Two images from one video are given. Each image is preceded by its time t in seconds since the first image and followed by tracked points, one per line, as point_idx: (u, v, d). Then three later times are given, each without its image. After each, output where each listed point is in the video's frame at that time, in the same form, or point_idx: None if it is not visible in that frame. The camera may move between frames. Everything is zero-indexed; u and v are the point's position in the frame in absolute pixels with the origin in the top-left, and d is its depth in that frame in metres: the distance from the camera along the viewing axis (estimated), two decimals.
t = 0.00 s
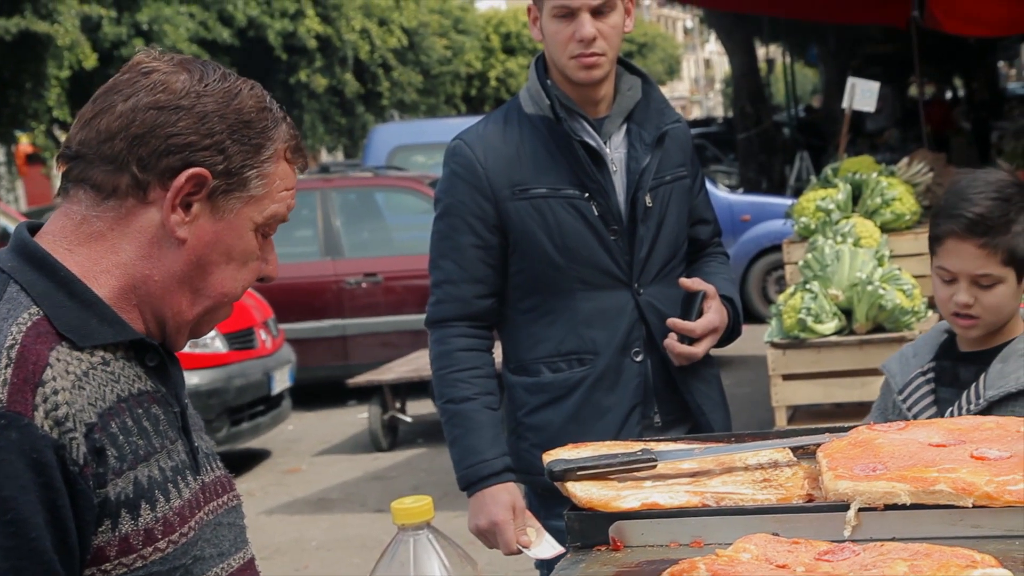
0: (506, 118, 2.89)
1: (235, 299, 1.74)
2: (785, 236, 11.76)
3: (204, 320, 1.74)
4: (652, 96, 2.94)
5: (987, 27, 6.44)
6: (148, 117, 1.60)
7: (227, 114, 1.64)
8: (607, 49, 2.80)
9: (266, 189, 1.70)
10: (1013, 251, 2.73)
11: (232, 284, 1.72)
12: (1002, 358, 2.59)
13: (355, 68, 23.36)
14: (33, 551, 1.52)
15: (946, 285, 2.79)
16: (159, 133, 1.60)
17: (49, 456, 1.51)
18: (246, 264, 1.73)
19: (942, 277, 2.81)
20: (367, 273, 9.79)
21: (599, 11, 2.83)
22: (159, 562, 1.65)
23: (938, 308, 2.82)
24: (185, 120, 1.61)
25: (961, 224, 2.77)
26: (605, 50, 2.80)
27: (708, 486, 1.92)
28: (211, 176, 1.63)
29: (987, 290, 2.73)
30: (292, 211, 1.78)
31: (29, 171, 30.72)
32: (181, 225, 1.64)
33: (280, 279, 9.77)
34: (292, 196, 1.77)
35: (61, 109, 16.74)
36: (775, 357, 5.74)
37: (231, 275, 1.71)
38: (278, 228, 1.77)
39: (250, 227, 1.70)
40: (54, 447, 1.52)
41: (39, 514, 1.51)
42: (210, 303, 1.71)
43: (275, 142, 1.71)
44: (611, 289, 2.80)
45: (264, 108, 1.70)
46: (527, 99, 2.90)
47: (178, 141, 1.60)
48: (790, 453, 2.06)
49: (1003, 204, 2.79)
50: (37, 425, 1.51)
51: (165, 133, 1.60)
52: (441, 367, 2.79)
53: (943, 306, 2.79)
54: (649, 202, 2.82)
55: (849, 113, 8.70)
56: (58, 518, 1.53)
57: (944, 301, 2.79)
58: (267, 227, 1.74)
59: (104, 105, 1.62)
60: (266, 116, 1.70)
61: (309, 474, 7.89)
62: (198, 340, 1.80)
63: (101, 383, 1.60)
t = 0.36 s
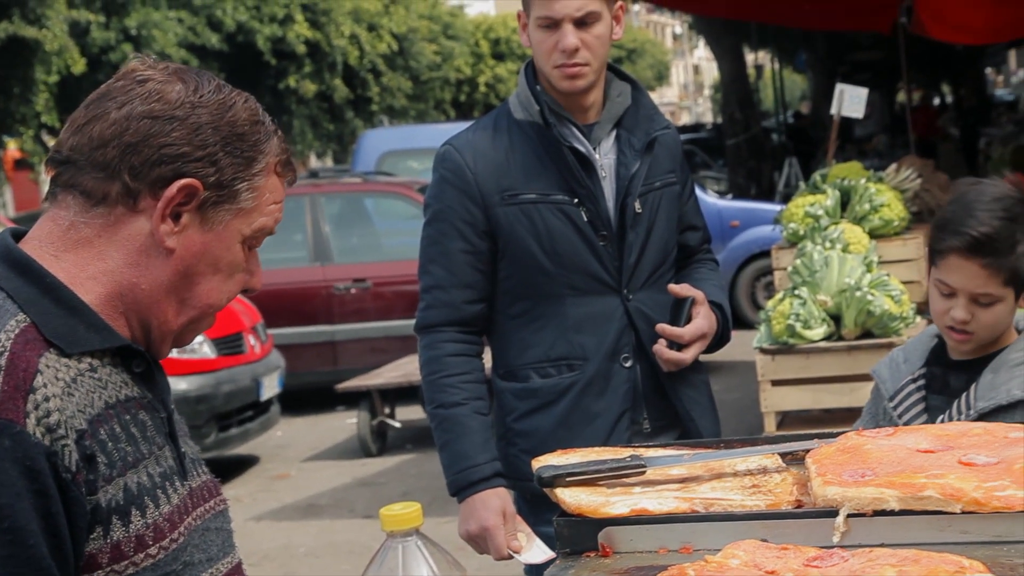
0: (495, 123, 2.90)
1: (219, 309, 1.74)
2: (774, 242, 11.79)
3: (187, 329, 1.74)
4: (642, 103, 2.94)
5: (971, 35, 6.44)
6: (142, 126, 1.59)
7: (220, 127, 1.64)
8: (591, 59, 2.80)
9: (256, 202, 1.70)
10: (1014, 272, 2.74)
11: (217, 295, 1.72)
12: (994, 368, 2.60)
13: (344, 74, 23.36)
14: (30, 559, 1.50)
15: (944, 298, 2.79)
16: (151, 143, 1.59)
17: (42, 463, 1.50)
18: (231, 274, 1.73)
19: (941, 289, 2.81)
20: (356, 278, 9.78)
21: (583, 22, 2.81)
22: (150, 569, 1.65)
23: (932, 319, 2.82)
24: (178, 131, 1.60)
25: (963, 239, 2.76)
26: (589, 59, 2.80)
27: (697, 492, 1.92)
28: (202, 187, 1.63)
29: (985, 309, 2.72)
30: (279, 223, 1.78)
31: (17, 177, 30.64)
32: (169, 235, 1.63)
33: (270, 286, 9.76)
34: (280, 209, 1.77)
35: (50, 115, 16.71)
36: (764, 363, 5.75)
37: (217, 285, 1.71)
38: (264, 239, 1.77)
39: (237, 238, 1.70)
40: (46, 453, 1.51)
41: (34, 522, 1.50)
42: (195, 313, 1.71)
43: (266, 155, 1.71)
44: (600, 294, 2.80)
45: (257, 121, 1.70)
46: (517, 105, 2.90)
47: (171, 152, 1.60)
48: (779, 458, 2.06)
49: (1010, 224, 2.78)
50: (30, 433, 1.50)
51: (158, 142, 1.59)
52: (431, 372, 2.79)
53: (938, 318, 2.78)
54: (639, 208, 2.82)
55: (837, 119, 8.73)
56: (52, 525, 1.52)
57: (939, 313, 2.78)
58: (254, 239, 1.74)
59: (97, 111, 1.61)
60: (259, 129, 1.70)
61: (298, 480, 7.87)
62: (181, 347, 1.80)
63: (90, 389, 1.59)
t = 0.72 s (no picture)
0: (486, 128, 2.90)
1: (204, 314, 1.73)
2: (764, 247, 11.82)
3: (172, 334, 1.73)
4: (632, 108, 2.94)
5: (963, 39, 6.46)
6: (129, 128, 1.59)
7: (207, 131, 1.64)
8: (581, 65, 2.80)
9: (242, 207, 1.70)
10: None
11: (203, 299, 1.71)
12: (990, 379, 2.62)
13: (334, 79, 23.35)
14: (44, 557, 1.49)
15: (951, 315, 2.71)
16: (138, 146, 1.59)
17: (44, 465, 1.49)
18: (218, 279, 1.72)
19: (949, 305, 2.73)
20: (347, 283, 9.76)
21: (572, 29, 2.81)
22: (145, 572, 1.65)
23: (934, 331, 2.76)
24: (165, 133, 1.60)
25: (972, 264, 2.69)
26: (580, 65, 2.80)
27: (688, 496, 1.92)
28: (188, 191, 1.62)
29: (990, 331, 2.67)
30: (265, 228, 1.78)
31: (7, 182, 30.52)
32: (155, 238, 1.63)
33: (261, 290, 9.73)
34: (266, 214, 1.77)
35: (40, 119, 16.66)
36: (754, 367, 5.75)
37: (202, 289, 1.70)
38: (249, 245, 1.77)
39: (223, 243, 1.69)
40: (47, 455, 1.50)
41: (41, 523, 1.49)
42: (180, 318, 1.71)
43: (253, 160, 1.71)
44: (591, 299, 2.80)
45: (244, 126, 1.70)
46: (508, 110, 2.90)
47: (157, 154, 1.59)
48: (770, 463, 2.07)
49: None
50: (31, 435, 1.48)
51: (144, 145, 1.59)
52: (423, 376, 2.78)
53: (941, 333, 2.73)
54: (629, 213, 2.83)
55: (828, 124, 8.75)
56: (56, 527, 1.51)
57: (943, 329, 2.72)
58: (239, 244, 1.73)
59: (84, 113, 1.60)
60: (246, 134, 1.70)
61: (289, 484, 7.85)
62: (165, 352, 1.79)
63: (80, 394, 1.58)
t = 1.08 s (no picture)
0: (478, 130, 2.89)
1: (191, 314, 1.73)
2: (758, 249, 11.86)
3: (159, 334, 1.72)
4: (624, 108, 2.95)
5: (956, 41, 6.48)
6: (112, 126, 1.59)
7: (189, 127, 1.63)
8: (574, 68, 2.80)
9: (227, 205, 1.70)
10: None
11: (191, 297, 1.70)
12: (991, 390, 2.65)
13: (329, 81, 23.35)
14: (66, 552, 1.48)
15: (963, 344, 2.64)
16: (122, 143, 1.58)
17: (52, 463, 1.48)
18: (204, 278, 1.72)
19: (963, 333, 2.64)
20: (340, 285, 9.75)
21: (566, 31, 2.81)
22: (143, 572, 1.65)
23: (941, 351, 2.70)
24: (148, 130, 1.60)
25: (995, 303, 2.59)
26: (573, 68, 2.80)
27: (683, 497, 1.92)
28: (172, 188, 1.62)
29: (998, 366, 2.62)
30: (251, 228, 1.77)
31: None
32: (139, 236, 1.62)
33: (255, 292, 9.73)
34: (252, 213, 1.77)
35: (33, 121, 16.60)
36: (749, 368, 5.74)
37: (189, 288, 1.70)
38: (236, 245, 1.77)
39: (209, 241, 1.69)
40: (52, 454, 1.49)
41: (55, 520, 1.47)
42: (166, 317, 1.70)
43: (238, 158, 1.71)
44: (585, 300, 2.80)
45: (229, 124, 1.70)
46: (500, 111, 2.90)
47: (140, 151, 1.59)
48: (765, 464, 2.07)
49: None
50: (34, 434, 1.47)
51: (128, 142, 1.58)
52: (418, 377, 2.78)
53: (947, 356, 2.67)
54: (623, 214, 2.82)
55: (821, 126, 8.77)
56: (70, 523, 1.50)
57: (950, 353, 2.66)
58: (225, 243, 1.73)
59: (68, 113, 1.60)
60: (232, 132, 1.70)
61: (283, 486, 7.84)
62: (154, 352, 1.79)
63: (72, 396, 1.57)
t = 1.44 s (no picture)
0: (474, 129, 2.89)
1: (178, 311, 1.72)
2: (753, 248, 11.87)
3: (146, 332, 1.71)
4: (620, 107, 2.94)
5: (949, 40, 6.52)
6: (95, 121, 1.58)
7: (173, 121, 1.62)
8: (570, 67, 2.79)
9: (213, 201, 1.69)
10: None
11: (178, 294, 1.70)
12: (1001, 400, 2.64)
13: (323, 80, 23.33)
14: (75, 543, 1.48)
15: (967, 368, 2.57)
16: (105, 138, 1.57)
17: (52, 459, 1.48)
18: (192, 275, 1.71)
19: (970, 359, 2.56)
20: (335, 284, 9.74)
21: (562, 31, 2.81)
22: (138, 568, 1.65)
23: (944, 368, 2.64)
24: (132, 124, 1.59)
25: (1003, 341, 2.49)
26: (569, 68, 2.80)
27: (679, 496, 1.92)
28: (156, 183, 1.61)
29: (1000, 395, 2.55)
30: (240, 225, 1.77)
31: None
32: (123, 232, 1.61)
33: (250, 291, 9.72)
34: (240, 210, 1.76)
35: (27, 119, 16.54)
36: (743, 368, 5.76)
37: (177, 285, 1.69)
38: (224, 242, 1.76)
39: (195, 237, 1.68)
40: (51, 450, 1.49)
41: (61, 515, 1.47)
42: (153, 314, 1.69)
43: (224, 154, 1.70)
44: (581, 299, 2.80)
45: (215, 120, 1.69)
46: (496, 111, 2.89)
47: (123, 146, 1.58)
48: (761, 463, 2.07)
49: None
50: (32, 432, 1.47)
51: (111, 136, 1.57)
52: (413, 376, 2.77)
53: (950, 377, 2.61)
54: (619, 213, 2.82)
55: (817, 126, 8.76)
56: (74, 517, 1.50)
57: (953, 373, 2.60)
58: (212, 240, 1.72)
59: (53, 109, 1.60)
60: (217, 128, 1.69)
61: (277, 486, 7.83)
62: (145, 351, 1.78)
63: (65, 394, 1.57)
